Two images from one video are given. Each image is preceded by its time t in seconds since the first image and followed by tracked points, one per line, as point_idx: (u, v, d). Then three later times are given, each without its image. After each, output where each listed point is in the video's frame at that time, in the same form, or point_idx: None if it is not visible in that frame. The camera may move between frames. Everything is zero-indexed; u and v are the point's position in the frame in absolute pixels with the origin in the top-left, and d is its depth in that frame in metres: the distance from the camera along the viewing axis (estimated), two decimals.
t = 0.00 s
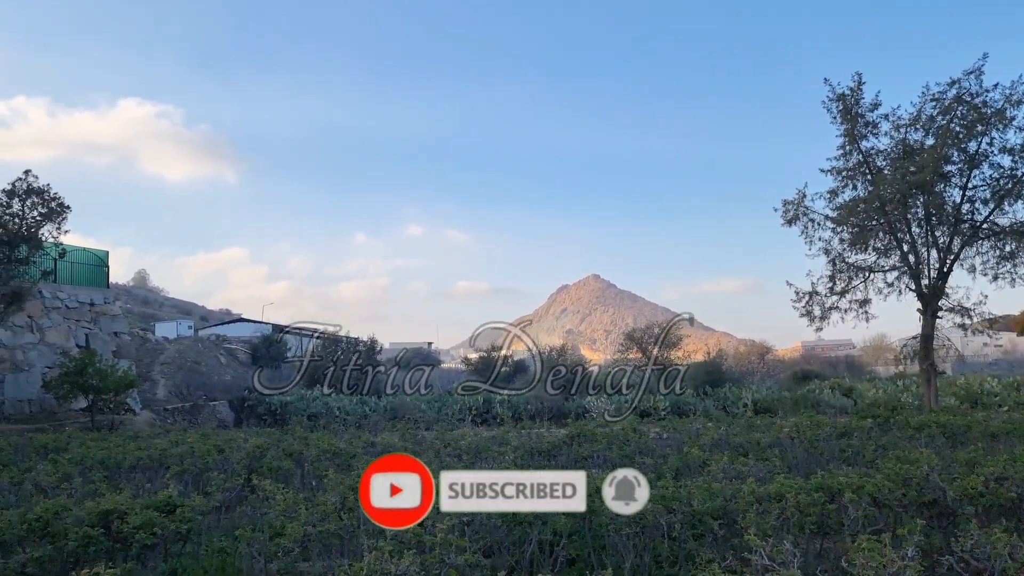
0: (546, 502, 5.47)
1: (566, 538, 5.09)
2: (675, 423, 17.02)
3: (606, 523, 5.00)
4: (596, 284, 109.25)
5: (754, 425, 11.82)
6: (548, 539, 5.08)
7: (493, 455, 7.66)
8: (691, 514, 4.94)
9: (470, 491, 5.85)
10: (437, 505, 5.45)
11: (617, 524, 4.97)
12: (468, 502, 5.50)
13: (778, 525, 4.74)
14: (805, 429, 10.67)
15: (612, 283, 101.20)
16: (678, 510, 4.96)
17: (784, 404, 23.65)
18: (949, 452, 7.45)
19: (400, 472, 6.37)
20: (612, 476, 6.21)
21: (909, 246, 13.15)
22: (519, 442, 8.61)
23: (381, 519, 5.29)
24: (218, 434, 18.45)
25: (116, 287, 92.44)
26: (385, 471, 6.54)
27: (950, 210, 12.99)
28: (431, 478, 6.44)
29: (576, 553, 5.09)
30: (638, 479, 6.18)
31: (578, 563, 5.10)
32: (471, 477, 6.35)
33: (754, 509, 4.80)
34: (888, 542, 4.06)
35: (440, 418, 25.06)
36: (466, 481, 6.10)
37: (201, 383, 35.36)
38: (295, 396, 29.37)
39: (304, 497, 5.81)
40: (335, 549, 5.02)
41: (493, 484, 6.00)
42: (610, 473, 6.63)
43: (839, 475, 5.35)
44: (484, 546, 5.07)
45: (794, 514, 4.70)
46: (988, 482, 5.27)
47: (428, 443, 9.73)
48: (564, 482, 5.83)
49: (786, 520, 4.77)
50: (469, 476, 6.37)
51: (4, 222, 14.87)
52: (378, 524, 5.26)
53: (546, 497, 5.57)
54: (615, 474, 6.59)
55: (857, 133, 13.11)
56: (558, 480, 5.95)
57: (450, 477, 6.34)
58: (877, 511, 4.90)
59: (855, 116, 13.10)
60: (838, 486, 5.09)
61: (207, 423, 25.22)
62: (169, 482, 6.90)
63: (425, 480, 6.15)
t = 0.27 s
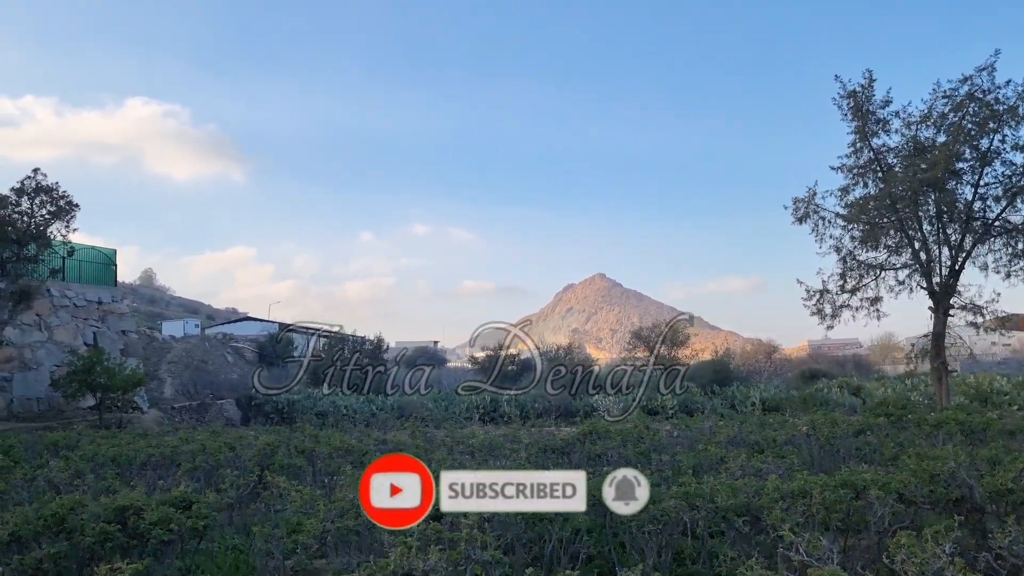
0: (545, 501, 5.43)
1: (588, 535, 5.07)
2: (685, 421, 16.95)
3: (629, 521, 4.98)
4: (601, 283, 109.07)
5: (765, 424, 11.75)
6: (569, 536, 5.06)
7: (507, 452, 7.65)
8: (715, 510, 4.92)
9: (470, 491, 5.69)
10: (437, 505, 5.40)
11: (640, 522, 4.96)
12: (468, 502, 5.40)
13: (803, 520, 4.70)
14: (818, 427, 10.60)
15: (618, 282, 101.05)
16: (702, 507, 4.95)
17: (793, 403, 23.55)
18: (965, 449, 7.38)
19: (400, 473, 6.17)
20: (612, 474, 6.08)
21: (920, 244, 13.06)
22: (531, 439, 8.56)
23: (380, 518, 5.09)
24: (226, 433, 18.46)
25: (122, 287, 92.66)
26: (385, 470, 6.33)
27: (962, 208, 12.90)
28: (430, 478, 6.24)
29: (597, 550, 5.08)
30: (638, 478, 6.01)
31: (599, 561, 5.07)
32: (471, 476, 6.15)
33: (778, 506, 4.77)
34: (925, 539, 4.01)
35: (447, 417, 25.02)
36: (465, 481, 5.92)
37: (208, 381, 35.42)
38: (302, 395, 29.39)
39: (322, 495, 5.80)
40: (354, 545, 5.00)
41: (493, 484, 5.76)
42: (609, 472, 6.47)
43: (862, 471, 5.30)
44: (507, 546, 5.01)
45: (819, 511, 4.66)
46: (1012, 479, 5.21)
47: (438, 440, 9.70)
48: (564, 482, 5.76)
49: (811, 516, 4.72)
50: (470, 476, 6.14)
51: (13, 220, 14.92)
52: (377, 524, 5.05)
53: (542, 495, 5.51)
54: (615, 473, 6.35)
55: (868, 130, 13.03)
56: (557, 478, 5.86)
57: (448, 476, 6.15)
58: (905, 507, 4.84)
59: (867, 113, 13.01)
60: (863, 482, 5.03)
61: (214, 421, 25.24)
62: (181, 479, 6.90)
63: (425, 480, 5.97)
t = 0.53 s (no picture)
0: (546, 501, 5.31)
1: (598, 533, 5.04)
2: (689, 421, 16.93)
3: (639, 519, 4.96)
4: (603, 283, 108.99)
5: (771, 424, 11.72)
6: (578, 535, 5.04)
7: (512, 451, 7.63)
8: (727, 509, 4.90)
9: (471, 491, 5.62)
10: (438, 503, 5.33)
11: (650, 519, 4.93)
12: (468, 502, 5.35)
13: (817, 520, 4.68)
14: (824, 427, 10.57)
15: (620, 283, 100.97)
16: (713, 506, 4.93)
17: (797, 403, 23.52)
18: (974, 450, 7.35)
19: (400, 473, 6.06)
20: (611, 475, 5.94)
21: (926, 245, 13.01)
22: (537, 438, 8.54)
23: (381, 519, 5.00)
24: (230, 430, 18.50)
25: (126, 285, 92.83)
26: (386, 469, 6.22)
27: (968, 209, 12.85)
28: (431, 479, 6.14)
29: (605, 549, 5.11)
30: (639, 476, 5.84)
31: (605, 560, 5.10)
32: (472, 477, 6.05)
33: (791, 506, 4.74)
34: (946, 538, 3.96)
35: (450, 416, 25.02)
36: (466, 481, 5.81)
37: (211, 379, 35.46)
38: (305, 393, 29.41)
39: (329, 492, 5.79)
40: (361, 542, 4.99)
41: (493, 484, 5.69)
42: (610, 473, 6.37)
43: (873, 472, 5.27)
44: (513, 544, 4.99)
45: (833, 511, 4.65)
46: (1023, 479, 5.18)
47: (443, 439, 9.68)
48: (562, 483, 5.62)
49: (824, 517, 4.71)
50: (469, 477, 6.05)
51: (18, 217, 14.93)
52: (380, 525, 4.98)
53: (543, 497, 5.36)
54: (615, 473, 6.22)
55: (875, 130, 12.98)
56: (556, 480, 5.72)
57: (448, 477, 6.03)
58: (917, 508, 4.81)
59: (873, 113, 12.97)
60: (876, 482, 5.00)
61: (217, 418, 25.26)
62: (187, 476, 6.89)
63: (425, 481, 5.88)
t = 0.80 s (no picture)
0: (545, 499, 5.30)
1: (600, 534, 5.04)
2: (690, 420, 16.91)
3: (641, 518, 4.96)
4: (604, 282, 108.99)
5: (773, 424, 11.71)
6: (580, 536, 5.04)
7: (514, 450, 7.62)
8: (730, 509, 4.90)
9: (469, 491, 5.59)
10: (439, 503, 5.34)
11: (652, 519, 4.93)
12: (468, 503, 5.33)
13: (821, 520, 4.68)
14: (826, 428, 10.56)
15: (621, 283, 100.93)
16: (716, 507, 4.93)
17: (798, 404, 23.51)
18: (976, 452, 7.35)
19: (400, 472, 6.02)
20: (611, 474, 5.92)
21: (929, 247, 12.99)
22: (538, 437, 8.53)
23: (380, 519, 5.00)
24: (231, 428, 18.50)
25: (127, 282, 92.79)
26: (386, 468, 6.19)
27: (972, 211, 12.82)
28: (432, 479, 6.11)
29: (608, 549, 5.08)
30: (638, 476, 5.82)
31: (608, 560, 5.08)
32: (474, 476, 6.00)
33: (796, 507, 4.74)
34: (955, 540, 3.95)
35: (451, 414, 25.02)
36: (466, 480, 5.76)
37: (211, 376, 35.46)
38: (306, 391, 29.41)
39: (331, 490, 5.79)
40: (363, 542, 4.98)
41: (493, 484, 5.66)
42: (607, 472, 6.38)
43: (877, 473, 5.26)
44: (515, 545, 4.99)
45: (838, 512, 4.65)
46: None
47: (445, 437, 9.67)
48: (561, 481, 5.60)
49: (829, 516, 4.70)
50: (469, 476, 6.02)
51: (20, 213, 14.93)
52: (380, 525, 4.99)
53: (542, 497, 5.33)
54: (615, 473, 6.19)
55: (879, 131, 12.95)
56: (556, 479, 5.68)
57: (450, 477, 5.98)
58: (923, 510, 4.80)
59: (877, 114, 12.94)
60: (881, 485, 4.98)
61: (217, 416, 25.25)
62: (187, 473, 6.88)
63: (425, 480, 5.83)
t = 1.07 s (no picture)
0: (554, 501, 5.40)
1: (600, 532, 5.06)
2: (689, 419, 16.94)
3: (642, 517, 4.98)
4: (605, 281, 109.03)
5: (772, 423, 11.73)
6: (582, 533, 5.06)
7: (516, 447, 7.63)
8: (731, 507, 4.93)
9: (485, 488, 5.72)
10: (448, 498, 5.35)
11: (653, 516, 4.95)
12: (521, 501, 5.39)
13: (821, 519, 4.67)
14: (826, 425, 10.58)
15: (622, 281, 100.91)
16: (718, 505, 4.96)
17: (797, 403, 23.51)
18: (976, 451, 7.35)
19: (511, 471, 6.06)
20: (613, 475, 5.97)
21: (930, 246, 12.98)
22: (539, 434, 8.54)
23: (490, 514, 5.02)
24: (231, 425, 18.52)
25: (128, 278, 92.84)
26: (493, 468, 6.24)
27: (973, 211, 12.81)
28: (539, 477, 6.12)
29: (610, 546, 5.08)
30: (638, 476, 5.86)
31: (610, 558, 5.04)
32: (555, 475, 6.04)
33: (798, 504, 4.74)
34: (958, 537, 3.94)
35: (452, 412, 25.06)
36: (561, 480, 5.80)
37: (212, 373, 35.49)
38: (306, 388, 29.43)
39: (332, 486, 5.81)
40: (364, 537, 4.99)
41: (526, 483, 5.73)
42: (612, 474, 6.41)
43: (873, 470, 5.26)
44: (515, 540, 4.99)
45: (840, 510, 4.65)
46: None
47: (447, 434, 9.70)
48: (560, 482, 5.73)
49: (829, 514, 4.71)
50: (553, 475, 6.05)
51: (20, 209, 14.91)
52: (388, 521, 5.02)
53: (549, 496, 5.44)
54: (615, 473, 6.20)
55: (881, 130, 12.94)
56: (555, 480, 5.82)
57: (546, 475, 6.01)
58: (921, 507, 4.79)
59: (879, 113, 12.93)
60: (880, 483, 4.97)
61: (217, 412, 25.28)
62: (189, 469, 6.90)
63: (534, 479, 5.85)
